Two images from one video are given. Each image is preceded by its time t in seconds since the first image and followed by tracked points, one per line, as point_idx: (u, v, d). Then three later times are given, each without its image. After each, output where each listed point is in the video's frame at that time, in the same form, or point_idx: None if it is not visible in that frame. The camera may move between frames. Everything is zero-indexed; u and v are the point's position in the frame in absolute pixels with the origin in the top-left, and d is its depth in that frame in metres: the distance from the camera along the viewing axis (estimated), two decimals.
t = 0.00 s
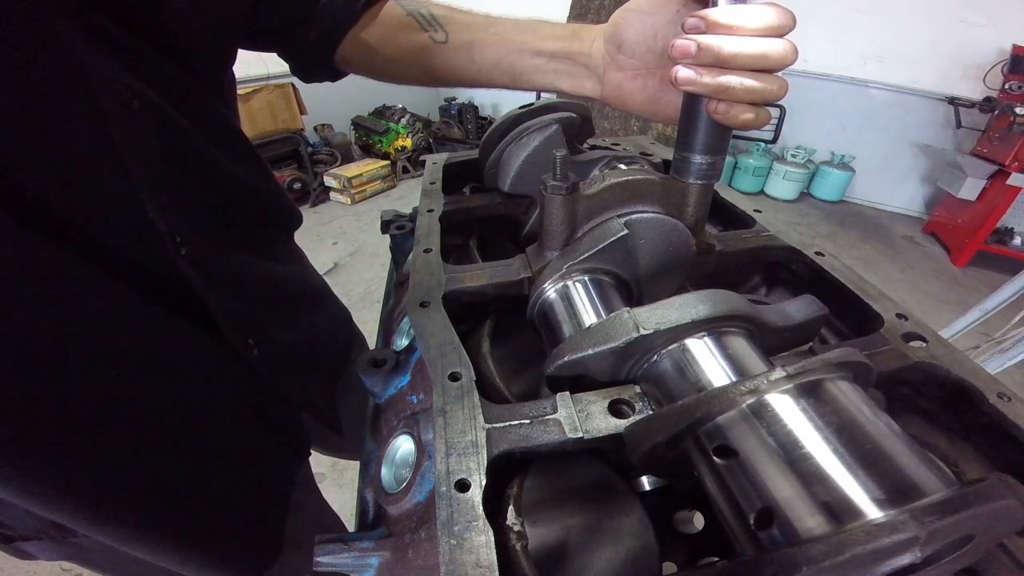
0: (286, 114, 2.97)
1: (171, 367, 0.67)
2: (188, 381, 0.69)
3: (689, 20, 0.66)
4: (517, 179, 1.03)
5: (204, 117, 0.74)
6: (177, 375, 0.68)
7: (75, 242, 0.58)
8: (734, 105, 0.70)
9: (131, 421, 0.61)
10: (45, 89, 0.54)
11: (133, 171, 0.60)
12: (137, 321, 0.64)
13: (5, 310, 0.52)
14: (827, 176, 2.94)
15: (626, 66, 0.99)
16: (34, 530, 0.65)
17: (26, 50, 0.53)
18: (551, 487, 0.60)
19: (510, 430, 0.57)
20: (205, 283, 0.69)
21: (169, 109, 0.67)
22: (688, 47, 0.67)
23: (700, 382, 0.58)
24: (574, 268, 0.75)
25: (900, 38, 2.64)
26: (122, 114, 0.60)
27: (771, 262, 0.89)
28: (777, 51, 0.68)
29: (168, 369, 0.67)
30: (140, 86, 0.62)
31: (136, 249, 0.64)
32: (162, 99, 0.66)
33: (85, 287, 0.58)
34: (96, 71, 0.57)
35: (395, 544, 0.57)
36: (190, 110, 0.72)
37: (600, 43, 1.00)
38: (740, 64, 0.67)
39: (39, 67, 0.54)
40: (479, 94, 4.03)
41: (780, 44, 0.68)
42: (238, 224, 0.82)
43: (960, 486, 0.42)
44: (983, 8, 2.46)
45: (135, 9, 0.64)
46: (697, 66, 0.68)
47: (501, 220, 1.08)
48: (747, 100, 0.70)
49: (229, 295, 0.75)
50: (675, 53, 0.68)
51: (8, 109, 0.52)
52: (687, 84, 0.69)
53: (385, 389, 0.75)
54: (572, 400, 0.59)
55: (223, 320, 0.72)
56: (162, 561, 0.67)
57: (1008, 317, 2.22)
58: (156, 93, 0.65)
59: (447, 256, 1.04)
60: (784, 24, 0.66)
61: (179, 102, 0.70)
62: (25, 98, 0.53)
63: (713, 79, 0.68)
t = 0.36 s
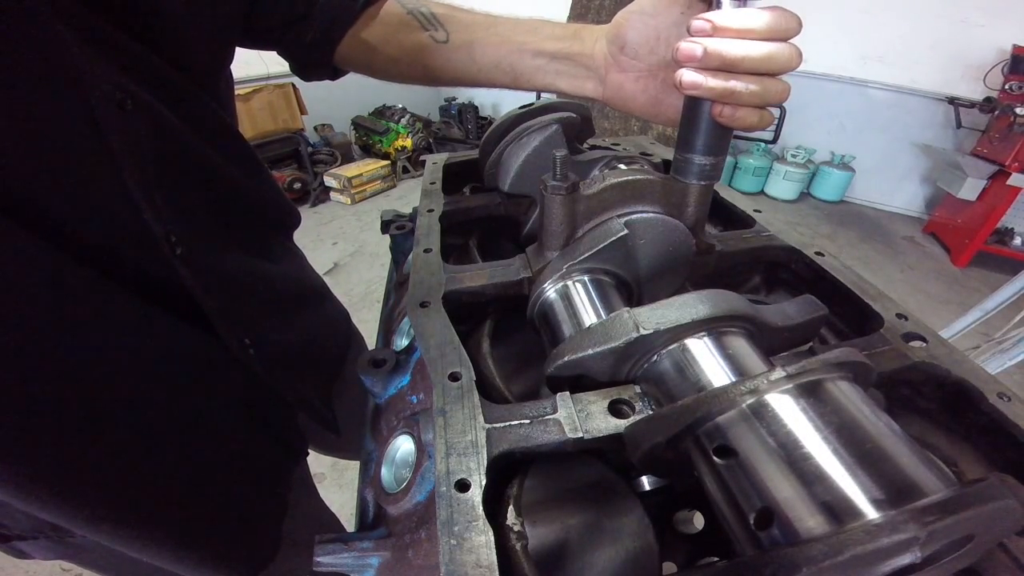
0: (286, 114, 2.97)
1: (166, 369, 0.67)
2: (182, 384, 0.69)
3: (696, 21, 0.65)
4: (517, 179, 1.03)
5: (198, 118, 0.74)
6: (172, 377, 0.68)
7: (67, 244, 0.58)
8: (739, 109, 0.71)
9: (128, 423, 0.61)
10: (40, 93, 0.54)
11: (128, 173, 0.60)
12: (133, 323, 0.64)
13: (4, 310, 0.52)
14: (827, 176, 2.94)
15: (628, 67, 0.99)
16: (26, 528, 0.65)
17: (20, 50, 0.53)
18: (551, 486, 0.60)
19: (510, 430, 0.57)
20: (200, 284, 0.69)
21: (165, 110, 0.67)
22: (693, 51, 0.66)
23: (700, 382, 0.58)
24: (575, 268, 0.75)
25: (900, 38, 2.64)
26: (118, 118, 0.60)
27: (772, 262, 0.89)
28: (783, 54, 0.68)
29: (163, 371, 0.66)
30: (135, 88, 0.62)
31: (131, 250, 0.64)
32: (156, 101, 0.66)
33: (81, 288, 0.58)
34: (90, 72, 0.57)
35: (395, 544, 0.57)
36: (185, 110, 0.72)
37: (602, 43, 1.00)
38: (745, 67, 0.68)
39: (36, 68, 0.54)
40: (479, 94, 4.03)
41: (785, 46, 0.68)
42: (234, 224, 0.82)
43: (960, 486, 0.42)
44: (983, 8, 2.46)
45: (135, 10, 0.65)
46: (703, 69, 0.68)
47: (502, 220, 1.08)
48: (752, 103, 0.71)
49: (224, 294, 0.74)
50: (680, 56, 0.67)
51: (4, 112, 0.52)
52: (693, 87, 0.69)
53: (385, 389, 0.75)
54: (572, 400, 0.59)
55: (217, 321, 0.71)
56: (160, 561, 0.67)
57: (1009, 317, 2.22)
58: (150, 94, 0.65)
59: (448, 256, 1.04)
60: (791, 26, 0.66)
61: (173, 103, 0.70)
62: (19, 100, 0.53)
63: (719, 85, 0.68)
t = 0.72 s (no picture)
0: (286, 114, 2.98)
1: (168, 369, 0.67)
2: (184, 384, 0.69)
3: (693, 28, 0.65)
4: (517, 179, 1.03)
5: (201, 117, 0.74)
6: (174, 377, 0.67)
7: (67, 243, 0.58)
8: (739, 115, 0.71)
9: (129, 424, 0.61)
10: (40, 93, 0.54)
11: (130, 173, 0.60)
12: (135, 323, 0.64)
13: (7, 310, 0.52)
14: (827, 176, 2.94)
15: (631, 70, 0.99)
16: (28, 527, 0.65)
17: (20, 50, 0.53)
18: (550, 486, 0.60)
19: (510, 430, 0.57)
20: (202, 284, 0.69)
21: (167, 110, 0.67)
22: (692, 57, 0.65)
23: (700, 382, 0.58)
24: (575, 268, 0.75)
25: (900, 38, 2.64)
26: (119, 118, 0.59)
27: (772, 262, 0.89)
28: (781, 59, 0.68)
29: (165, 371, 0.66)
30: (137, 88, 0.62)
31: (133, 250, 0.64)
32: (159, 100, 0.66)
33: (81, 288, 0.58)
34: (90, 71, 0.57)
35: (395, 544, 0.56)
36: (188, 109, 0.72)
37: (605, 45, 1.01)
38: (745, 73, 0.67)
39: (36, 68, 0.54)
40: (479, 94, 4.03)
41: (781, 51, 0.68)
42: (237, 224, 0.82)
43: (960, 486, 0.42)
44: (983, 8, 2.46)
45: (137, 10, 0.65)
46: (702, 76, 0.67)
47: (501, 220, 1.08)
48: (753, 109, 0.70)
49: (226, 294, 0.74)
50: (678, 62, 0.67)
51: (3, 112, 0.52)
52: (692, 95, 0.68)
53: (385, 389, 0.75)
54: (572, 400, 0.59)
55: (219, 320, 0.71)
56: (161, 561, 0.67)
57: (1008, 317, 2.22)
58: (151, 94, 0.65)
59: (448, 256, 1.04)
60: (786, 31, 0.66)
61: (175, 102, 0.70)
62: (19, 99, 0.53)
63: (720, 92, 0.68)
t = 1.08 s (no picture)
0: (286, 114, 2.98)
1: (172, 369, 0.67)
2: (188, 384, 0.69)
3: (690, 34, 0.65)
4: (517, 179, 1.03)
5: (203, 117, 0.74)
6: (178, 377, 0.67)
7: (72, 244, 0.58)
8: (736, 120, 0.71)
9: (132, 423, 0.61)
10: (43, 92, 0.54)
11: (133, 172, 0.60)
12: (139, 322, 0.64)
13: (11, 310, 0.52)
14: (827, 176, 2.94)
15: (631, 73, 0.99)
16: (32, 526, 0.65)
17: (22, 48, 0.53)
18: (550, 486, 0.60)
19: (510, 430, 0.57)
20: (204, 284, 0.69)
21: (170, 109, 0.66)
22: (689, 62, 0.66)
23: (699, 382, 0.58)
24: (575, 268, 0.75)
25: (900, 38, 2.64)
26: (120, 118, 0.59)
27: (772, 262, 0.89)
28: (778, 65, 0.68)
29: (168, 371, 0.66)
30: (139, 87, 0.61)
31: (135, 250, 0.64)
32: (161, 100, 0.66)
33: (84, 288, 0.58)
34: (94, 71, 0.57)
35: (395, 544, 0.57)
36: (191, 108, 0.72)
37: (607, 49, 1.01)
38: (742, 78, 0.67)
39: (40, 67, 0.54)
40: (479, 94, 4.03)
41: (778, 57, 0.68)
42: (240, 223, 0.81)
43: (960, 486, 0.42)
44: (983, 8, 2.46)
45: (138, 11, 0.64)
46: (698, 82, 0.68)
47: (501, 220, 1.08)
48: (749, 114, 0.70)
49: (230, 295, 0.74)
50: (675, 68, 0.67)
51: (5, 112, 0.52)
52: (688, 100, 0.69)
53: (385, 389, 0.75)
54: (571, 400, 0.59)
55: (222, 321, 0.71)
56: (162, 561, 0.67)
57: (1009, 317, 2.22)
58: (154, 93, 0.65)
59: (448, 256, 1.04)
60: (783, 36, 0.66)
61: (178, 102, 0.70)
62: (21, 97, 0.52)
63: (717, 98, 0.68)
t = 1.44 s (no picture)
0: (286, 114, 2.98)
1: (171, 369, 0.67)
2: (187, 384, 0.69)
3: (691, 37, 0.65)
4: (517, 180, 1.02)
5: (201, 117, 0.74)
6: (177, 377, 0.67)
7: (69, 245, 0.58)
8: (735, 124, 0.71)
9: (130, 423, 0.61)
10: (39, 92, 0.54)
11: (131, 172, 0.60)
12: (138, 323, 0.64)
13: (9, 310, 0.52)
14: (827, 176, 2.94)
15: (631, 76, 0.99)
16: (30, 525, 0.65)
17: (19, 49, 0.53)
18: (550, 486, 0.60)
19: (510, 430, 0.57)
20: (200, 284, 0.69)
21: (167, 109, 0.66)
22: (688, 66, 0.66)
23: (699, 382, 0.58)
24: (575, 268, 0.75)
25: (901, 38, 2.64)
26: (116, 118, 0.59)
27: (772, 262, 0.89)
28: (777, 68, 0.68)
29: (166, 371, 0.66)
30: (136, 88, 0.61)
31: (133, 251, 0.64)
32: (158, 100, 0.65)
33: (83, 288, 0.58)
34: (92, 72, 0.57)
35: (395, 544, 0.57)
36: (188, 109, 0.72)
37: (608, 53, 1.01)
38: (742, 82, 0.67)
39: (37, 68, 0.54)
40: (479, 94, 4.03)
41: (777, 61, 0.68)
42: (239, 223, 0.81)
43: (959, 486, 0.42)
44: (983, 9, 2.46)
45: (138, 11, 0.64)
46: (698, 85, 0.68)
47: (501, 220, 1.08)
48: (747, 118, 0.71)
49: (228, 295, 0.74)
50: (674, 70, 0.67)
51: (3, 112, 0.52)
52: (688, 104, 0.69)
53: (385, 389, 0.75)
54: (572, 400, 0.59)
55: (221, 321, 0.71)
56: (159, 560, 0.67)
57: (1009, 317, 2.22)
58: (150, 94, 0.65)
59: (448, 256, 1.04)
60: (784, 41, 0.66)
61: (176, 102, 0.70)
62: (18, 98, 0.52)
63: (716, 102, 0.68)
